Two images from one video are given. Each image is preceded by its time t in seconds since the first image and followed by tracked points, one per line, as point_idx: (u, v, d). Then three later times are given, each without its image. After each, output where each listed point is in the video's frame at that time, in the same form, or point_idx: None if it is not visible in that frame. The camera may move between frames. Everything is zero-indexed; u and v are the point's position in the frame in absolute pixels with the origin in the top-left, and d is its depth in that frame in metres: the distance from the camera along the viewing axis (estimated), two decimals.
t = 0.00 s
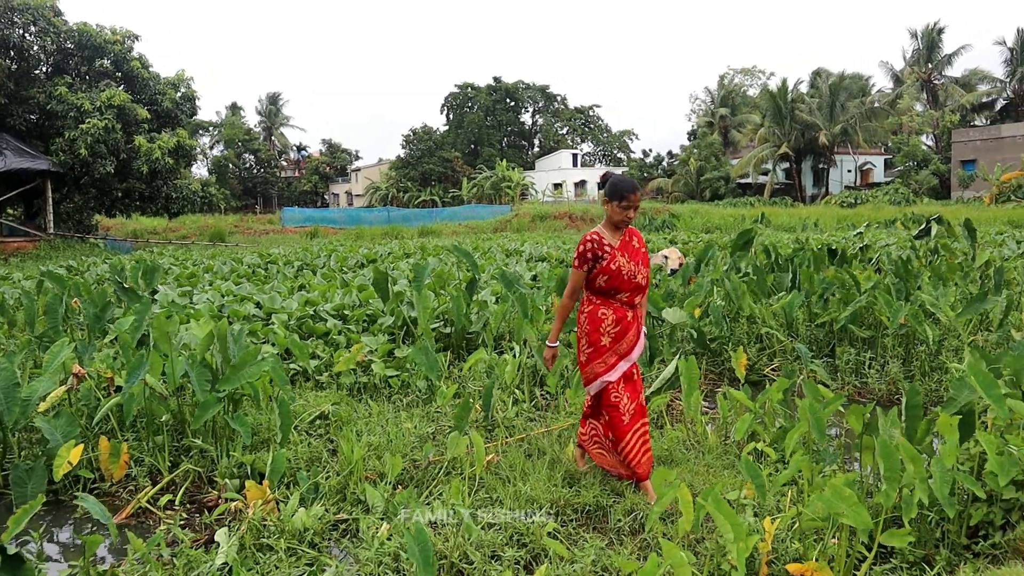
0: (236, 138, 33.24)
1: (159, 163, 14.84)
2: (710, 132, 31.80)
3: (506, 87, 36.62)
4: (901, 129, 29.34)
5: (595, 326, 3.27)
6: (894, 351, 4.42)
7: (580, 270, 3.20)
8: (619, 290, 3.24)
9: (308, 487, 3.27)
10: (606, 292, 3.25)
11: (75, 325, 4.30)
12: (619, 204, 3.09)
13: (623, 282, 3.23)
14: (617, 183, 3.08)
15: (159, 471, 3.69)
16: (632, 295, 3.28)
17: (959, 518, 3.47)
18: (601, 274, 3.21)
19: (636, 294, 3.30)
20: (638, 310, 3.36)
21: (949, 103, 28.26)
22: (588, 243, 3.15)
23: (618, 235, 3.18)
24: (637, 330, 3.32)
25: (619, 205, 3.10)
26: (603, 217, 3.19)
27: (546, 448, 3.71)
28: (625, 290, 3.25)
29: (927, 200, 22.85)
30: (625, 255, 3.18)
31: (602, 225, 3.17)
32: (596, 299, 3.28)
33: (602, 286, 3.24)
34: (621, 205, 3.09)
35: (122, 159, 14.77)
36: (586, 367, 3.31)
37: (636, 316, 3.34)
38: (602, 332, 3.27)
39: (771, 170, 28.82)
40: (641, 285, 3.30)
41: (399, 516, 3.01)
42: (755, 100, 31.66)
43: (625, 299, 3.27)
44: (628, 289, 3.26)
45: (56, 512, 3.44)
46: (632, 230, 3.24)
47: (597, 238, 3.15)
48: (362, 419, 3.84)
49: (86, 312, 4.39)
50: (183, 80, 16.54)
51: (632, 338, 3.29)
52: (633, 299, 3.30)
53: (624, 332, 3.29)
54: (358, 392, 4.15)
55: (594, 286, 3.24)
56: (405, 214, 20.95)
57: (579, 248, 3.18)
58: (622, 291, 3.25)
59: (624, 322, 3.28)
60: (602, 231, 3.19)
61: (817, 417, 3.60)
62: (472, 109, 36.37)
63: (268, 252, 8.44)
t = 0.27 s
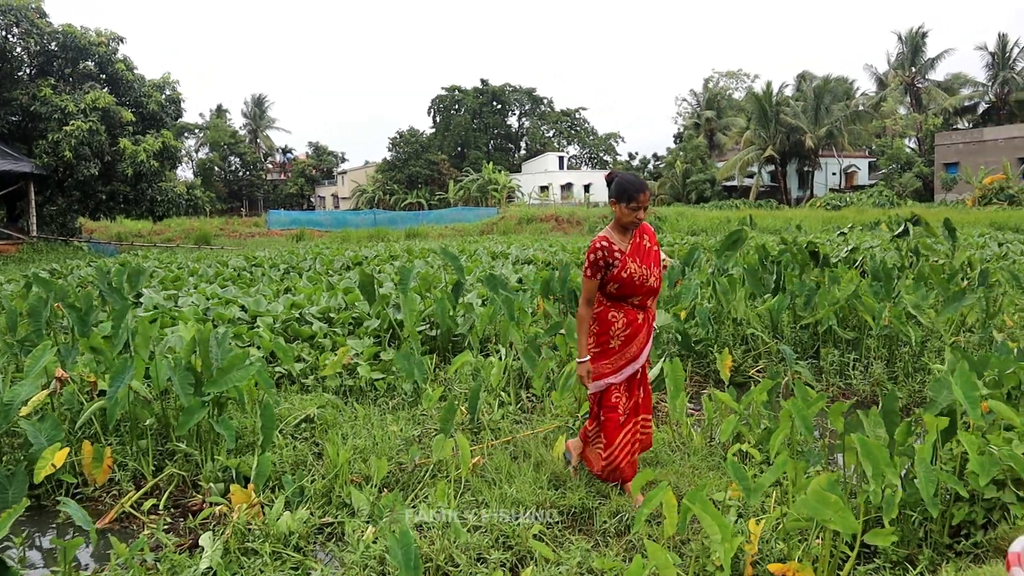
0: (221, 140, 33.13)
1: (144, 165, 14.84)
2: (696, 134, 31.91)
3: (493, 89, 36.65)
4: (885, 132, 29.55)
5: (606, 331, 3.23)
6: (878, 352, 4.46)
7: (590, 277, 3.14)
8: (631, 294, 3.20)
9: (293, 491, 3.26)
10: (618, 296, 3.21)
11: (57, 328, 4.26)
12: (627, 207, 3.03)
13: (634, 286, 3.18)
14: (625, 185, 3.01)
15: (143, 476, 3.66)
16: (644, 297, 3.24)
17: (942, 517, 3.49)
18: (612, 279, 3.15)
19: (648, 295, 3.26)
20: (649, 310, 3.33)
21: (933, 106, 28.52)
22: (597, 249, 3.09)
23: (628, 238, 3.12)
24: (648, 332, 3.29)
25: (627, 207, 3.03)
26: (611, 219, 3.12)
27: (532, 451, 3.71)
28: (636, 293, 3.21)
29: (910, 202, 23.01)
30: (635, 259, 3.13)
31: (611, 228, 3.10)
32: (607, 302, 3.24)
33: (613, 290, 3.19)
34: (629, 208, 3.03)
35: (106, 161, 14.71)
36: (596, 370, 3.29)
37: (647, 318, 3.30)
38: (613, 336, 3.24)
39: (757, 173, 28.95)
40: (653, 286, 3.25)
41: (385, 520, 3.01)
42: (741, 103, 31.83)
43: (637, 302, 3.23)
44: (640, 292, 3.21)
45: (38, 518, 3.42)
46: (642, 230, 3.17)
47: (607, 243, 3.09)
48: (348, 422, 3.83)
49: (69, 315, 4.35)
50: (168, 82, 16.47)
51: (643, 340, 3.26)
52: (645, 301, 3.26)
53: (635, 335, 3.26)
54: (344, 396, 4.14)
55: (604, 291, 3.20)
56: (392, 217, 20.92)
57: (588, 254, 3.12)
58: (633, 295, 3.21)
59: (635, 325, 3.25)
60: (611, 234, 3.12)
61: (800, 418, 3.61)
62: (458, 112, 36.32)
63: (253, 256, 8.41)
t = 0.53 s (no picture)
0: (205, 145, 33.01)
1: (129, 170, 14.77)
2: (680, 139, 32.01)
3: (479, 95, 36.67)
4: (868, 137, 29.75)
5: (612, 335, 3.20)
6: (861, 356, 4.49)
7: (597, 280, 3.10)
8: (635, 297, 3.20)
9: (278, 497, 3.24)
10: (622, 299, 3.20)
11: (38, 334, 4.22)
12: (636, 209, 3.01)
13: (638, 288, 3.19)
14: (634, 186, 3.00)
15: (126, 483, 3.63)
16: (646, 300, 3.24)
17: (924, 519, 3.51)
18: (618, 282, 3.14)
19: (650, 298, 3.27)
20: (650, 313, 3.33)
21: (915, 112, 28.82)
22: (604, 251, 3.07)
23: (632, 240, 3.12)
24: (651, 335, 3.28)
25: (635, 208, 3.01)
26: (615, 220, 3.11)
27: (517, 456, 3.71)
28: (640, 296, 3.21)
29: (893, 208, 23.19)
30: (640, 261, 3.12)
31: (616, 230, 3.09)
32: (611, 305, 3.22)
33: (618, 292, 3.18)
34: (637, 209, 3.02)
35: (90, 166, 14.65)
36: (599, 374, 3.25)
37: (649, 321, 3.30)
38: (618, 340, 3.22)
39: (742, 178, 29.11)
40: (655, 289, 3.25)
41: (370, 526, 3.00)
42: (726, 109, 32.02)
43: (640, 305, 3.23)
44: (643, 294, 3.22)
45: (19, 527, 3.39)
46: (645, 232, 3.18)
47: (614, 244, 3.07)
48: (333, 429, 3.82)
49: (52, 321, 4.32)
50: (152, 87, 16.43)
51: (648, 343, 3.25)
52: (647, 304, 3.26)
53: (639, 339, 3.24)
54: (329, 401, 4.13)
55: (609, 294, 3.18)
56: (377, 223, 20.90)
57: (594, 256, 3.09)
58: (637, 298, 3.21)
59: (639, 329, 3.24)
60: (615, 235, 3.12)
61: (785, 421, 3.62)
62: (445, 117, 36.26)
63: (238, 261, 8.40)
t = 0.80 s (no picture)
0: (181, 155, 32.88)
1: (105, 181, 14.75)
2: (658, 147, 32.14)
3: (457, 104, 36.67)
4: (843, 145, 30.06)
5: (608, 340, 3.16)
6: (838, 361, 4.53)
7: (594, 284, 3.07)
8: (632, 302, 3.17)
9: (256, 509, 3.22)
10: (619, 305, 3.17)
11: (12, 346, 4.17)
12: (637, 214, 2.98)
13: (635, 293, 3.16)
14: (635, 192, 2.97)
15: (101, 496, 3.59)
16: (643, 305, 3.22)
17: (901, 522, 3.53)
18: (613, 287, 3.11)
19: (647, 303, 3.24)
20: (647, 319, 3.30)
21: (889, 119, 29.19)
22: (602, 254, 3.03)
23: (631, 245, 3.09)
24: (648, 342, 3.25)
25: (636, 214, 2.99)
26: (614, 224, 3.08)
27: (496, 464, 3.71)
28: (637, 301, 3.18)
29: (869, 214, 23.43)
30: (638, 266, 3.09)
31: (615, 234, 3.06)
32: (607, 310, 3.19)
33: (614, 298, 3.15)
34: (639, 215, 2.99)
35: (65, 176, 14.54)
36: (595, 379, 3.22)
37: (646, 327, 3.27)
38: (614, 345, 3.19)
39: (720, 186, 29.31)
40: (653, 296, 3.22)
41: (348, 536, 2.99)
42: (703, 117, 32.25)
43: (637, 311, 3.20)
44: (640, 300, 3.19)
45: None
46: (643, 238, 3.15)
47: (612, 248, 3.04)
48: (311, 439, 3.80)
49: (26, 333, 4.27)
50: (127, 97, 16.35)
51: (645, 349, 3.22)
52: (644, 309, 3.23)
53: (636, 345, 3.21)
54: (308, 412, 4.11)
55: (607, 299, 3.15)
56: (356, 232, 20.86)
57: (591, 259, 3.06)
58: (634, 303, 3.18)
59: (637, 335, 3.20)
60: (614, 240, 3.08)
61: (762, 427, 3.64)
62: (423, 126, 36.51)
63: (215, 271, 8.37)
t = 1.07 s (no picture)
0: (159, 161, 32.74)
1: (81, 186, 14.66)
2: (638, 152, 32.27)
3: (438, 109, 36.79)
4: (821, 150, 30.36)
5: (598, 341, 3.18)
6: (816, 364, 4.57)
7: (586, 284, 3.09)
8: (625, 306, 3.18)
9: (234, 517, 3.20)
10: (611, 307, 3.19)
11: None
12: (637, 219, 2.98)
13: (629, 297, 3.17)
14: (636, 197, 2.98)
15: (77, 505, 3.55)
16: (637, 310, 3.23)
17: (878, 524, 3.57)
18: (607, 289, 3.13)
19: (641, 309, 3.25)
20: (642, 324, 3.31)
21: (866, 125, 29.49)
22: (597, 255, 3.04)
23: (629, 249, 3.09)
24: (640, 348, 3.25)
25: (636, 219, 2.99)
26: (614, 227, 3.08)
27: (477, 470, 3.71)
28: (631, 305, 3.19)
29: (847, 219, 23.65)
30: (633, 271, 3.10)
31: (613, 237, 3.07)
32: (601, 312, 3.21)
33: (607, 300, 3.17)
34: (639, 220, 2.99)
35: (41, 182, 14.40)
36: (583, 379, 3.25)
37: (640, 332, 3.28)
38: (605, 347, 3.21)
39: (700, 191, 29.51)
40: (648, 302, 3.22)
41: (328, 543, 2.97)
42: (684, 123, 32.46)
43: (630, 315, 3.21)
44: (634, 305, 3.20)
45: None
46: (642, 243, 3.15)
47: (608, 250, 3.05)
48: (291, 446, 3.78)
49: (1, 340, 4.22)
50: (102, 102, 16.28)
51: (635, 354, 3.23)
52: (638, 314, 3.24)
53: (627, 349, 3.22)
54: (288, 419, 4.09)
55: (600, 300, 3.17)
56: (337, 238, 20.80)
57: (586, 259, 3.08)
58: (628, 307, 3.19)
59: (628, 339, 3.22)
60: (612, 242, 3.09)
61: (741, 430, 3.66)
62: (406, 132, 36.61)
63: (195, 278, 8.34)
